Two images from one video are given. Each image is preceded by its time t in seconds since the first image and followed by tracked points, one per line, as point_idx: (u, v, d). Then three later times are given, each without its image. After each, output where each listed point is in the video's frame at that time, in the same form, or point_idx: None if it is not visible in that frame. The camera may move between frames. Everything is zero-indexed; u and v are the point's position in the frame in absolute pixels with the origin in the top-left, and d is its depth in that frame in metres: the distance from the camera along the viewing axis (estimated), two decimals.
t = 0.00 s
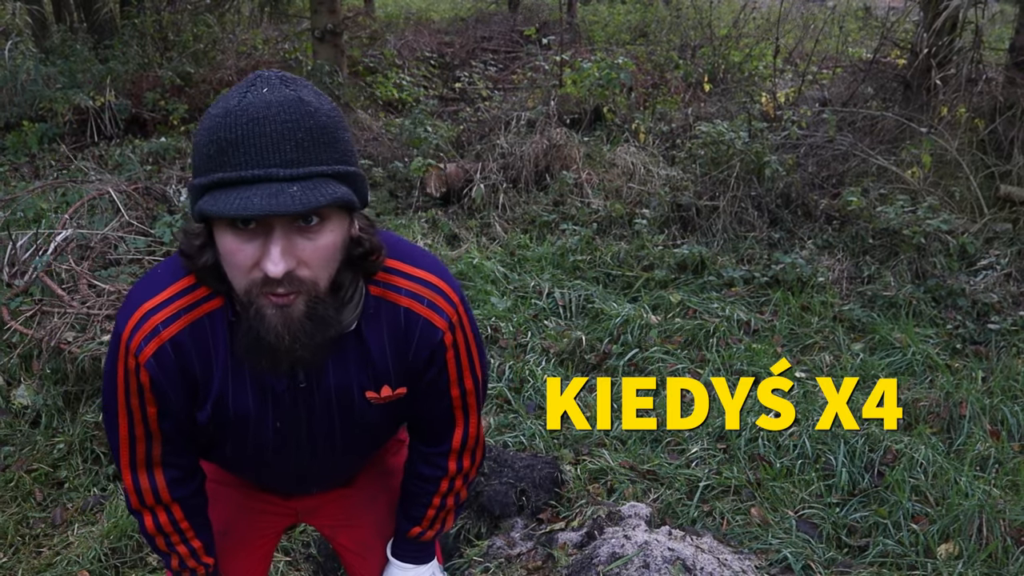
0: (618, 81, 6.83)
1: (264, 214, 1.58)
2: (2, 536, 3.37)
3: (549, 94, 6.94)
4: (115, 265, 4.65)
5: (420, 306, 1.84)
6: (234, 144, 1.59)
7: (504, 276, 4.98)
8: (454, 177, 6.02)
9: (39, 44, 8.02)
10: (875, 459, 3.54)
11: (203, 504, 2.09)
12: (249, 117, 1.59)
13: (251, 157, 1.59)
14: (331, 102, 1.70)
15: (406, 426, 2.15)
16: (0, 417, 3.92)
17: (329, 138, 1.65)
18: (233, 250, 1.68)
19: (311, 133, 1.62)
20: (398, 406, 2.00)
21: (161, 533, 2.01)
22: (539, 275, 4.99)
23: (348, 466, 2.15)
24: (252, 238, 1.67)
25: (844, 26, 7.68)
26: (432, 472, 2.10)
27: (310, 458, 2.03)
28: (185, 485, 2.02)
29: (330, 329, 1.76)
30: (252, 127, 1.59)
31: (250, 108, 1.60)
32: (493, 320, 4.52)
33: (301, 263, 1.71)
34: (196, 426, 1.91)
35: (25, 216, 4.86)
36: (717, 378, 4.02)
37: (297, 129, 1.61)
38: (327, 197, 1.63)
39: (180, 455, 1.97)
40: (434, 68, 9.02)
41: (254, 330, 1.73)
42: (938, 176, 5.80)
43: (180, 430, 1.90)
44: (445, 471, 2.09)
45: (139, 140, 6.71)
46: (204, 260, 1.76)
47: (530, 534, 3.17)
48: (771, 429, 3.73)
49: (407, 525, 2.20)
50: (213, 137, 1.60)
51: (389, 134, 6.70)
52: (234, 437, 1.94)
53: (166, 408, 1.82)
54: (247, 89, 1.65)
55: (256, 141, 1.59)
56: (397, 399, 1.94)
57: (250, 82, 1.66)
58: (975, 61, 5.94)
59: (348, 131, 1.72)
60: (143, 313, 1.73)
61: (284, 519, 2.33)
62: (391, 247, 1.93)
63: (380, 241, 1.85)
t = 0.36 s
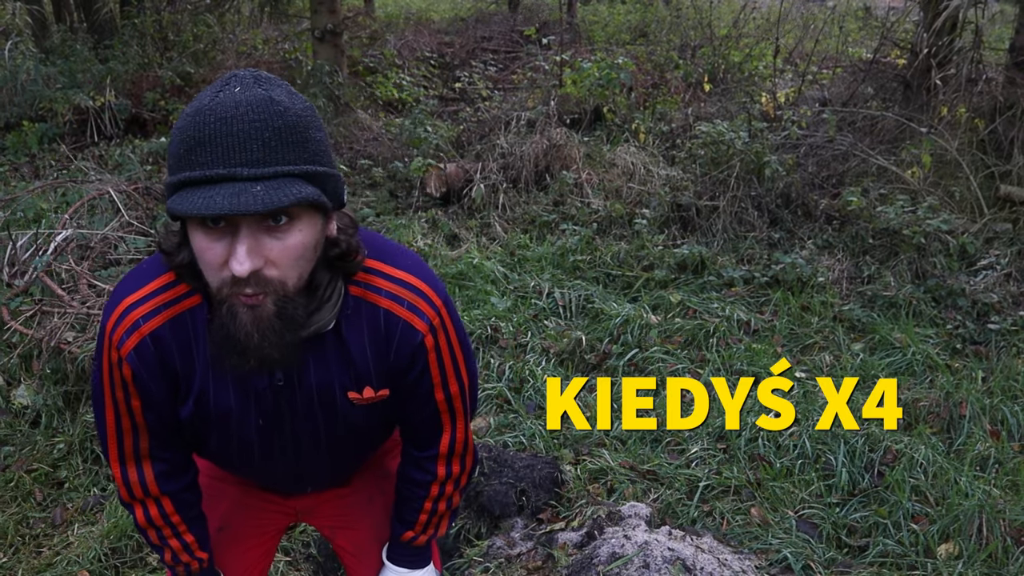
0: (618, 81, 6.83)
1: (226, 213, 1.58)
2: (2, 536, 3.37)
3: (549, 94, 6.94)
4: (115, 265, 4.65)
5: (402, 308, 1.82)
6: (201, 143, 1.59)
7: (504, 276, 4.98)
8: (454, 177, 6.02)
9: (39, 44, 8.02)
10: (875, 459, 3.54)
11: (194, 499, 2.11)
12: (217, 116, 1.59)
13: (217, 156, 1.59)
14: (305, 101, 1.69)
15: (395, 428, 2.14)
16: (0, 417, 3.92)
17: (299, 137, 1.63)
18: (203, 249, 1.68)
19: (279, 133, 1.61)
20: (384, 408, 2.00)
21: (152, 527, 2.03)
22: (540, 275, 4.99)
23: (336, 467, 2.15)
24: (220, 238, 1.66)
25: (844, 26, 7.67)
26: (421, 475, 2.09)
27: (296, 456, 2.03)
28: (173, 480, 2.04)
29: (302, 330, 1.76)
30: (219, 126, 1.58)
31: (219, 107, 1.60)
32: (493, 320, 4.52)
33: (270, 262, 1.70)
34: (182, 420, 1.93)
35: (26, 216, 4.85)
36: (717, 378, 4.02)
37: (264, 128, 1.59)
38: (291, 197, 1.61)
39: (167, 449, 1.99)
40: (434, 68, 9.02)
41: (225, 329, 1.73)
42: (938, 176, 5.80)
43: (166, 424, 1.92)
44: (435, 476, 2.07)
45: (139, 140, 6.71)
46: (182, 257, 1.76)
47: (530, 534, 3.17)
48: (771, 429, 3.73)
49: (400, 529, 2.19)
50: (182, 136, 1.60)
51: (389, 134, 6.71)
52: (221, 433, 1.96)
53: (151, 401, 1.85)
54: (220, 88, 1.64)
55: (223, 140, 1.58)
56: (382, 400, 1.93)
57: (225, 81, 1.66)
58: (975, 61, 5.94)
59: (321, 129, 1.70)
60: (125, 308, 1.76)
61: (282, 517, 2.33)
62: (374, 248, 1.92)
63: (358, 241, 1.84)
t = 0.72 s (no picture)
0: (618, 81, 6.83)
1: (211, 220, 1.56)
2: (2, 536, 3.37)
3: (549, 94, 6.94)
4: (115, 265, 4.65)
5: (397, 309, 1.82)
6: (190, 149, 1.57)
7: (504, 276, 4.98)
8: (454, 177, 6.02)
9: (39, 44, 8.02)
10: (875, 459, 3.54)
11: (190, 498, 2.11)
12: (207, 122, 1.57)
13: (205, 162, 1.57)
14: (298, 106, 1.66)
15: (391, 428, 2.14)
16: (0, 417, 3.92)
17: (289, 143, 1.61)
18: (192, 253, 1.67)
19: (268, 139, 1.58)
20: (380, 408, 2.00)
21: (148, 526, 2.03)
22: (540, 275, 4.99)
23: (332, 466, 2.15)
24: (209, 243, 1.65)
25: (844, 26, 7.68)
26: (417, 475, 2.09)
27: (292, 456, 2.03)
28: (169, 480, 2.04)
29: (291, 335, 1.75)
30: (208, 131, 1.56)
31: (210, 113, 1.58)
32: (493, 320, 4.52)
33: (258, 268, 1.68)
34: (177, 420, 1.93)
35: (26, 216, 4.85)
36: (717, 378, 4.02)
37: (253, 134, 1.57)
38: (278, 205, 1.59)
39: (163, 449, 1.99)
40: (434, 68, 9.02)
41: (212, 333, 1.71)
42: (939, 176, 5.80)
43: (162, 424, 1.93)
44: (430, 477, 2.07)
45: (139, 140, 6.71)
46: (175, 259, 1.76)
47: (530, 534, 3.17)
48: (771, 429, 3.73)
49: (397, 529, 2.18)
50: (172, 141, 1.59)
51: (389, 135, 6.72)
52: (217, 433, 1.96)
53: (146, 401, 1.85)
54: (214, 92, 1.62)
55: (212, 146, 1.56)
56: (377, 401, 1.93)
57: (219, 84, 1.64)
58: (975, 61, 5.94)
59: (315, 136, 1.67)
60: (120, 309, 1.76)
61: (279, 516, 2.34)
62: (370, 250, 1.91)
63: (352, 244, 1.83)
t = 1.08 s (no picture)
0: (618, 81, 6.83)
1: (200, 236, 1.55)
2: (2, 536, 3.37)
3: (549, 94, 6.94)
4: (115, 265, 4.65)
5: (395, 315, 1.82)
6: (181, 161, 1.56)
7: (504, 276, 4.98)
8: (454, 177, 6.02)
9: (39, 44, 8.02)
10: (875, 459, 3.54)
11: (188, 501, 2.11)
12: (199, 133, 1.55)
13: (196, 176, 1.56)
14: (294, 117, 1.63)
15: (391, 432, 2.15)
16: (0, 417, 3.92)
17: (282, 157, 1.59)
18: (184, 264, 1.65)
19: (261, 152, 1.56)
20: (379, 412, 2.00)
21: (145, 530, 2.03)
22: (540, 275, 4.99)
23: (331, 470, 2.15)
24: (199, 255, 1.62)
25: (844, 26, 7.68)
26: (417, 479, 2.09)
27: (289, 459, 2.04)
28: (166, 485, 2.04)
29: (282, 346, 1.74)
30: (200, 143, 1.55)
31: (202, 123, 1.56)
32: (493, 320, 4.51)
33: (250, 281, 1.66)
34: (175, 424, 1.93)
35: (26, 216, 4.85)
36: (717, 378, 4.02)
37: (245, 148, 1.55)
38: (269, 221, 1.57)
39: (160, 453, 1.99)
40: (434, 68, 9.03)
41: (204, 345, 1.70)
42: (938, 176, 5.80)
43: (159, 428, 1.93)
44: (429, 480, 2.07)
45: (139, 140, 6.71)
46: (170, 267, 1.74)
47: (530, 534, 3.17)
48: (771, 429, 3.74)
49: (396, 530, 2.18)
50: (164, 151, 1.57)
51: (389, 135, 6.72)
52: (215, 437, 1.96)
53: (144, 406, 1.85)
54: (208, 100, 1.60)
55: (203, 159, 1.55)
56: (376, 406, 1.93)
57: (214, 92, 1.62)
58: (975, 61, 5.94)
59: (310, 147, 1.65)
60: (117, 316, 1.76)
61: (278, 517, 2.34)
62: (369, 256, 1.91)
63: (349, 252, 1.83)
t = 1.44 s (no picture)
0: (618, 81, 6.83)
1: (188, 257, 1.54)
2: (2, 536, 3.38)
3: (549, 94, 6.94)
4: (115, 265, 4.65)
5: (392, 326, 1.82)
6: (170, 179, 1.55)
7: (504, 276, 4.98)
8: (454, 177, 6.02)
9: (38, 44, 8.02)
10: (875, 459, 3.54)
11: (185, 506, 2.11)
12: (188, 150, 1.54)
13: (184, 194, 1.55)
14: (286, 131, 1.62)
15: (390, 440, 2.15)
16: (0, 417, 3.92)
17: (272, 174, 1.58)
18: (173, 281, 1.64)
19: (251, 170, 1.56)
20: (377, 421, 2.00)
21: (143, 534, 2.04)
22: (540, 275, 4.99)
23: (329, 477, 2.16)
24: (189, 273, 1.61)
25: (844, 26, 7.68)
26: (416, 486, 2.09)
27: (286, 467, 2.04)
28: (163, 490, 2.04)
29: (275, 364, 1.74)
30: (189, 161, 1.54)
31: (191, 139, 1.55)
32: (493, 320, 4.51)
33: (241, 299, 1.65)
34: (171, 430, 1.93)
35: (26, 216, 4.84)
36: (717, 378, 4.02)
37: (235, 166, 1.55)
38: (257, 241, 1.57)
39: (157, 459, 1.99)
40: (434, 68, 9.03)
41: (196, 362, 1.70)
42: (938, 176, 5.80)
43: (155, 434, 1.93)
44: (429, 488, 2.07)
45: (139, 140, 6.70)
46: (162, 280, 1.73)
47: (530, 534, 3.17)
48: (771, 429, 3.74)
49: (396, 536, 2.18)
50: (153, 167, 1.56)
51: (389, 135, 6.73)
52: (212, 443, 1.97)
53: (139, 412, 1.85)
54: (198, 114, 1.59)
55: (192, 177, 1.54)
56: (373, 415, 1.93)
57: (205, 105, 1.61)
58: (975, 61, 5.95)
59: (302, 162, 1.64)
60: (110, 325, 1.75)
61: (278, 520, 2.34)
62: (365, 266, 1.91)
63: (343, 264, 1.83)
